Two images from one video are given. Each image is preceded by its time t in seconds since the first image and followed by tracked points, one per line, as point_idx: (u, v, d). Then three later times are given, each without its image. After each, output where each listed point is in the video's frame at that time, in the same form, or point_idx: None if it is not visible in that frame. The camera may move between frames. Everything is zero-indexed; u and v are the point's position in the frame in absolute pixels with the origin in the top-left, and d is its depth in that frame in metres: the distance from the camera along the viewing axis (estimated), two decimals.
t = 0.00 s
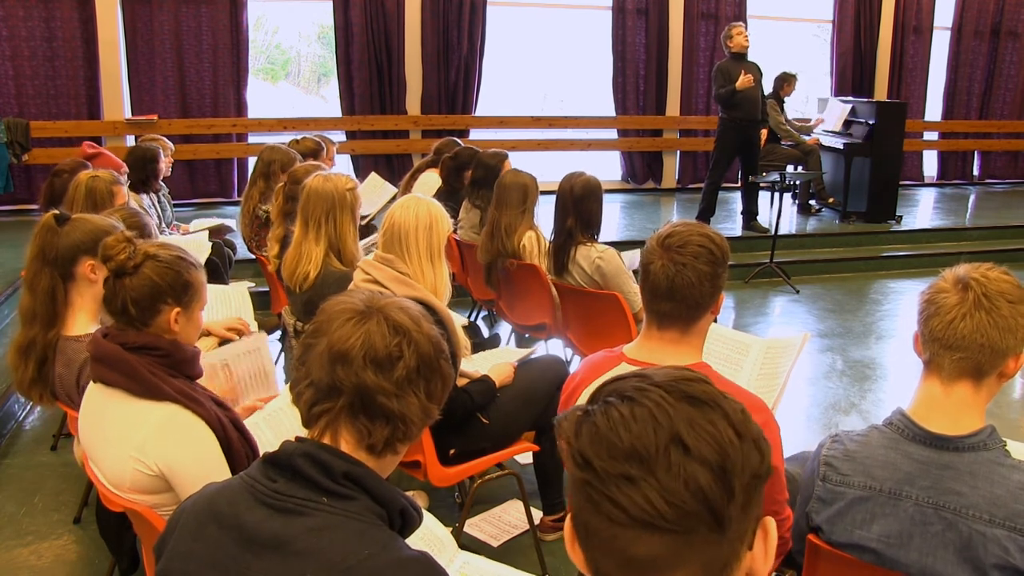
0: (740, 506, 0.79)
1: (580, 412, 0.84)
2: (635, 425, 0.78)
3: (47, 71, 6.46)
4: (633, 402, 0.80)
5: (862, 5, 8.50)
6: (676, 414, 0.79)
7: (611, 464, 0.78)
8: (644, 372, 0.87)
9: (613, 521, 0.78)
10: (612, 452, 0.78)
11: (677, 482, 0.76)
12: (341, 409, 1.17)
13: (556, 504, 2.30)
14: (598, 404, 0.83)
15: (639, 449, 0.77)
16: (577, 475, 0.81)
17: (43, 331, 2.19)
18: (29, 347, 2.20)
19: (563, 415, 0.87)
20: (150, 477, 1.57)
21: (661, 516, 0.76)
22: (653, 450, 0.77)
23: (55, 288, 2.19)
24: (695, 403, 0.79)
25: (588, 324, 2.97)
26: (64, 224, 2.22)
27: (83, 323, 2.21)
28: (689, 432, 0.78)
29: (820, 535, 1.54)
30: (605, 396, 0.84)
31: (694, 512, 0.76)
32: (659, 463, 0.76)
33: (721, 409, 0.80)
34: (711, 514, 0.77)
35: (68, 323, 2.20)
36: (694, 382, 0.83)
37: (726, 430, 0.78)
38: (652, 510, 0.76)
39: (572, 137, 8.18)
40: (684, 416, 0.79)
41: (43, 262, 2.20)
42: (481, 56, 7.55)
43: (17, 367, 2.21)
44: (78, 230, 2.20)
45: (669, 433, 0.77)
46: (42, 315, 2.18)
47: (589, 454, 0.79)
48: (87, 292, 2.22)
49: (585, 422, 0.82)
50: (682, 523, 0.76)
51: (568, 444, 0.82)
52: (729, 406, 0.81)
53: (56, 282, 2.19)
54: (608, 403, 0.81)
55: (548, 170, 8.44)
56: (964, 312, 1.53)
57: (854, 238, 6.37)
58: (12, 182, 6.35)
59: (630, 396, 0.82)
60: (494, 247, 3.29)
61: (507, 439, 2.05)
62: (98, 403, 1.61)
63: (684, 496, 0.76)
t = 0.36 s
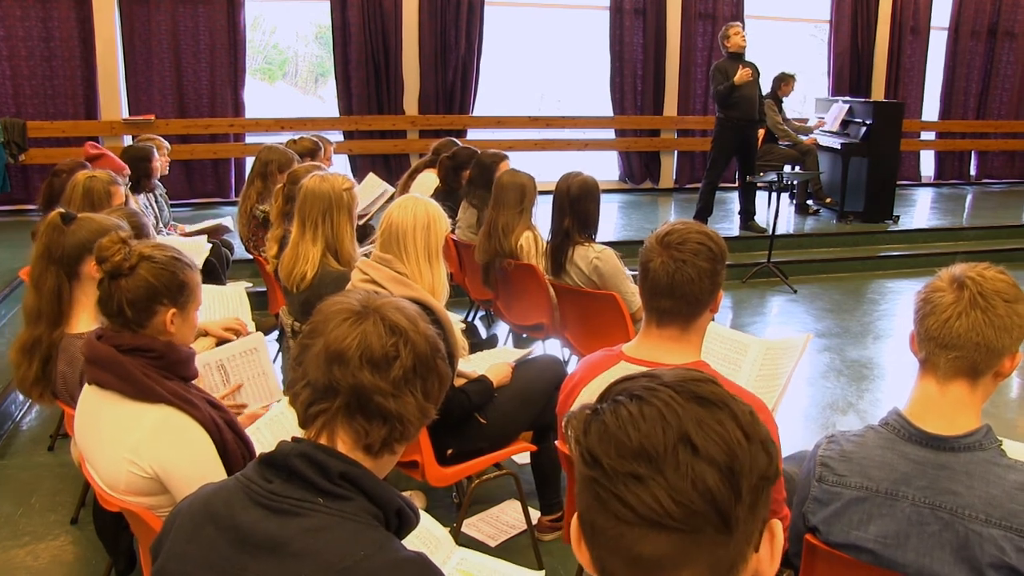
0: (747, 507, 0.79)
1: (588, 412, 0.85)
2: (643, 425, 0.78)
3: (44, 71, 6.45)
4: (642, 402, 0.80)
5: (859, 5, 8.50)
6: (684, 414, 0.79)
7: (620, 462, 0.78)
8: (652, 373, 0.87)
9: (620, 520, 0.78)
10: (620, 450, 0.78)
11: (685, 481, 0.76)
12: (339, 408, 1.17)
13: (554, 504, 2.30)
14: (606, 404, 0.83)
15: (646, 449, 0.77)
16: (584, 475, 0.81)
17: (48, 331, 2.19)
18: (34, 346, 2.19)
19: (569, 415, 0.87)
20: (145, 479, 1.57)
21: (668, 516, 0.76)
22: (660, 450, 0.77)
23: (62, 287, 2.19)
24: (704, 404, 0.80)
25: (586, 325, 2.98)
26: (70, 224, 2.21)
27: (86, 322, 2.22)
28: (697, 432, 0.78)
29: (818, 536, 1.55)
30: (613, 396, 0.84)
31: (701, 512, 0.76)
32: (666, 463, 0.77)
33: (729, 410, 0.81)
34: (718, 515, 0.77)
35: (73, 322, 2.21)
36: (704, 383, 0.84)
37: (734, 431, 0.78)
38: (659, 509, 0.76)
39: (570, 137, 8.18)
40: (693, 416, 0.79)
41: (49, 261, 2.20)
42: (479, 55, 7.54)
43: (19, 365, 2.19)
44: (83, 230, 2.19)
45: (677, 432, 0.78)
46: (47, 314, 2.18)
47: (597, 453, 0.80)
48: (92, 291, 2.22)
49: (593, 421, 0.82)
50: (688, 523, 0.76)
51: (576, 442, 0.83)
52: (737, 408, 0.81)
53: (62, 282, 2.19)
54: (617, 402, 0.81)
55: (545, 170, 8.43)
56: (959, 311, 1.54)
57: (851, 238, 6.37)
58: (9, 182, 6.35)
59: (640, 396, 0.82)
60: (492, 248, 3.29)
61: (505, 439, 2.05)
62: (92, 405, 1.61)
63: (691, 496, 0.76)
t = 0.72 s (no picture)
0: (738, 507, 0.79)
1: (580, 411, 0.85)
2: (635, 424, 0.79)
3: (35, 71, 6.43)
4: (634, 401, 0.80)
5: (851, 5, 8.53)
6: (676, 415, 0.79)
7: (611, 461, 0.78)
8: (646, 373, 0.87)
9: (611, 520, 0.78)
10: (611, 449, 0.78)
11: (675, 481, 0.76)
12: (330, 406, 1.17)
13: (547, 504, 2.30)
14: (598, 404, 0.83)
15: (637, 448, 0.77)
16: (576, 474, 0.81)
17: (39, 331, 2.18)
18: (25, 346, 2.18)
19: (562, 414, 0.87)
20: (137, 482, 1.56)
21: (658, 515, 0.76)
22: (651, 448, 0.77)
23: (52, 286, 2.18)
24: (695, 403, 0.80)
25: (579, 325, 2.98)
26: (62, 224, 2.21)
27: (78, 323, 2.21)
28: (688, 431, 0.78)
29: (810, 535, 1.55)
30: (604, 396, 0.85)
31: (692, 512, 0.76)
32: (657, 462, 0.77)
33: (721, 409, 0.81)
34: (709, 515, 0.76)
35: (63, 323, 2.20)
36: (697, 384, 0.84)
37: (725, 430, 0.79)
38: (649, 508, 0.76)
39: (562, 137, 8.18)
40: (684, 416, 0.79)
41: (40, 261, 2.19)
42: (471, 55, 7.55)
43: (11, 365, 2.18)
44: (76, 230, 2.19)
45: (669, 432, 0.78)
46: (38, 314, 2.18)
47: (589, 452, 0.80)
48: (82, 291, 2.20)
49: (585, 420, 0.82)
50: (679, 522, 0.76)
51: (569, 442, 0.83)
52: (729, 407, 0.81)
53: (53, 281, 2.18)
54: (609, 401, 0.81)
55: (538, 170, 8.43)
56: (951, 310, 1.54)
57: (843, 238, 6.39)
58: None
59: (632, 395, 0.82)
60: (485, 247, 3.29)
61: (498, 439, 2.05)
62: (83, 407, 1.61)
63: (681, 495, 0.76)
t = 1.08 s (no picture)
0: (733, 509, 0.79)
1: (575, 411, 0.85)
2: (630, 424, 0.79)
3: (20, 71, 6.39)
4: (629, 401, 0.80)
5: (838, 5, 8.57)
6: (672, 416, 0.79)
7: (606, 461, 0.78)
8: (640, 373, 0.87)
9: (606, 520, 0.78)
10: (606, 449, 0.79)
11: (670, 481, 0.76)
12: (318, 406, 1.16)
13: (535, 504, 2.30)
14: (593, 404, 0.83)
15: (633, 448, 0.78)
16: (571, 473, 0.81)
17: (24, 331, 2.17)
18: (10, 347, 2.18)
19: (555, 413, 0.87)
20: (123, 483, 1.56)
21: (652, 515, 0.76)
22: (646, 449, 0.77)
23: (38, 287, 2.17)
24: (690, 404, 0.80)
25: (567, 324, 2.98)
26: (48, 224, 2.20)
27: (64, 325, 2.19)
28: (682, 432, 0.78)
29: (798, 533, 1.55)
30: (598, 396, 0.85)
31: (686, 513, 0.76)
32: (651, 462, 0.77)
33: (716, 410, 0.81)
34: (703, 516, 0.76)
35: (50, 325, 2.18)
36: (691, 384, 0.84)
37: (720, 431, 0.79)
38: (644, 508, 0.76)
39: (550, 137, 8.19)
40: (680, 417, 0.79)
41: (26, 261, 2.18)
42: (459, 55, 7.55)
43: None
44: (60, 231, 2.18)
45: (664, 432, 0.78)
46: (24, 315, 2.17)
47: (584, 452, 0.80)
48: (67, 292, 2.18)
49: (579, 420, 0.83)
50: (674, 523, 0.76)
51: (563, 441, 0.83)
52: (724, 408, 0.82)
53: (38, 282, 2.17)
54: (604, 401, 0.81)
55: (526, 170, 8.43)
56: (935, 311, 1.55)
57: (830, 237, 6.42)
58: None
59: (628, 396, 0.82)
60: (473, 247, 3.29)
61: (487, 439, 2.05)
62: (69, 409, 1.60)
63: (676, 496, 0.76)
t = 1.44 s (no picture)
0: (718, 509, 0.79)
1: (560, 412, 0.85)
2: (614, 425, 0.79)
3: None
4: (614, 402, 0.81)
5: (820, 5, 8.61)
6: (656, 418, 0.79)
7: (590, 463, 0.78)
8: (626, 373, 0.88)
9: (591, 521, 0.78)
10: (590, 451, 0.79)
11: (654, 483, 0.76)
12: (300, 409, 1.16)
13: (521, 503, 2.30)
14: (577, 405, 0.83)
15: (616, 450, 0.78)
16: (555, 475, 0.81)
17: (4, 335, 2.16)
18: None
19: (540, 415, 0.87)
20: (106, 486, 1.55)
21: (636, 517, 0.76)
22: (630, 451, 0.77)
23: (17, 290, 2.15)
24: (675, 405, 0.80)
25: (552, 325, 2.98)
26: (27, 227, 2.18)
27: (44, 328, 2.19)
28: (668, 433, 0.78)
29: (783, 531, 1.56)
30: (583, 397, 0.85)
31: (670, 514, 0.76)
32: (635, 464, 0.77)
33: (701, 411, 0.81)
34: (687, 517, 0.77)
35: (29, 329, 2.17)
36: (677, 384, 0.84)
37: (705, 432, 0.79)
38: (627, 510, 0.76)
39: (535, 137, 8.20)
40: (664, 418, 0.79)
41: (5, 264, 2.16)
42: (443, 55, 7.54)
43: None
44: (42, 233, 2.15)
45: (648, 433, 0.78)
46: (3, 318, 2.16)
47: (568, 454, 0.80)
48: (49, 294, 2.17)
49: (564, 422, 0.83)
50: (658, 524, 0.76)
51: (548, 443, 0.83)
52: (710, 409, 0.82)
53: (17, 285, 2.15)
54: (589, 402, 0.82)
55: (510, 170, 8.43)
56: (918, 309, 1.56)
57: (814, 236, 6.45)
58: None
59: (612, 396, 0.82)
60: (458, 248, 3.29)
61: (472, 439, 2.05)
62: (50, 412, 1.59)
63: (660, 497, 0.76)
